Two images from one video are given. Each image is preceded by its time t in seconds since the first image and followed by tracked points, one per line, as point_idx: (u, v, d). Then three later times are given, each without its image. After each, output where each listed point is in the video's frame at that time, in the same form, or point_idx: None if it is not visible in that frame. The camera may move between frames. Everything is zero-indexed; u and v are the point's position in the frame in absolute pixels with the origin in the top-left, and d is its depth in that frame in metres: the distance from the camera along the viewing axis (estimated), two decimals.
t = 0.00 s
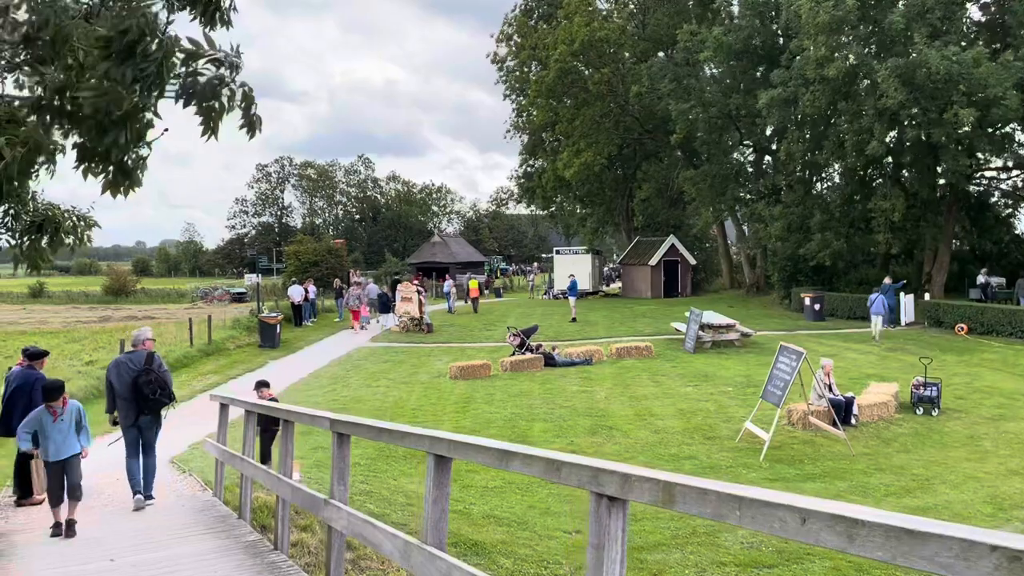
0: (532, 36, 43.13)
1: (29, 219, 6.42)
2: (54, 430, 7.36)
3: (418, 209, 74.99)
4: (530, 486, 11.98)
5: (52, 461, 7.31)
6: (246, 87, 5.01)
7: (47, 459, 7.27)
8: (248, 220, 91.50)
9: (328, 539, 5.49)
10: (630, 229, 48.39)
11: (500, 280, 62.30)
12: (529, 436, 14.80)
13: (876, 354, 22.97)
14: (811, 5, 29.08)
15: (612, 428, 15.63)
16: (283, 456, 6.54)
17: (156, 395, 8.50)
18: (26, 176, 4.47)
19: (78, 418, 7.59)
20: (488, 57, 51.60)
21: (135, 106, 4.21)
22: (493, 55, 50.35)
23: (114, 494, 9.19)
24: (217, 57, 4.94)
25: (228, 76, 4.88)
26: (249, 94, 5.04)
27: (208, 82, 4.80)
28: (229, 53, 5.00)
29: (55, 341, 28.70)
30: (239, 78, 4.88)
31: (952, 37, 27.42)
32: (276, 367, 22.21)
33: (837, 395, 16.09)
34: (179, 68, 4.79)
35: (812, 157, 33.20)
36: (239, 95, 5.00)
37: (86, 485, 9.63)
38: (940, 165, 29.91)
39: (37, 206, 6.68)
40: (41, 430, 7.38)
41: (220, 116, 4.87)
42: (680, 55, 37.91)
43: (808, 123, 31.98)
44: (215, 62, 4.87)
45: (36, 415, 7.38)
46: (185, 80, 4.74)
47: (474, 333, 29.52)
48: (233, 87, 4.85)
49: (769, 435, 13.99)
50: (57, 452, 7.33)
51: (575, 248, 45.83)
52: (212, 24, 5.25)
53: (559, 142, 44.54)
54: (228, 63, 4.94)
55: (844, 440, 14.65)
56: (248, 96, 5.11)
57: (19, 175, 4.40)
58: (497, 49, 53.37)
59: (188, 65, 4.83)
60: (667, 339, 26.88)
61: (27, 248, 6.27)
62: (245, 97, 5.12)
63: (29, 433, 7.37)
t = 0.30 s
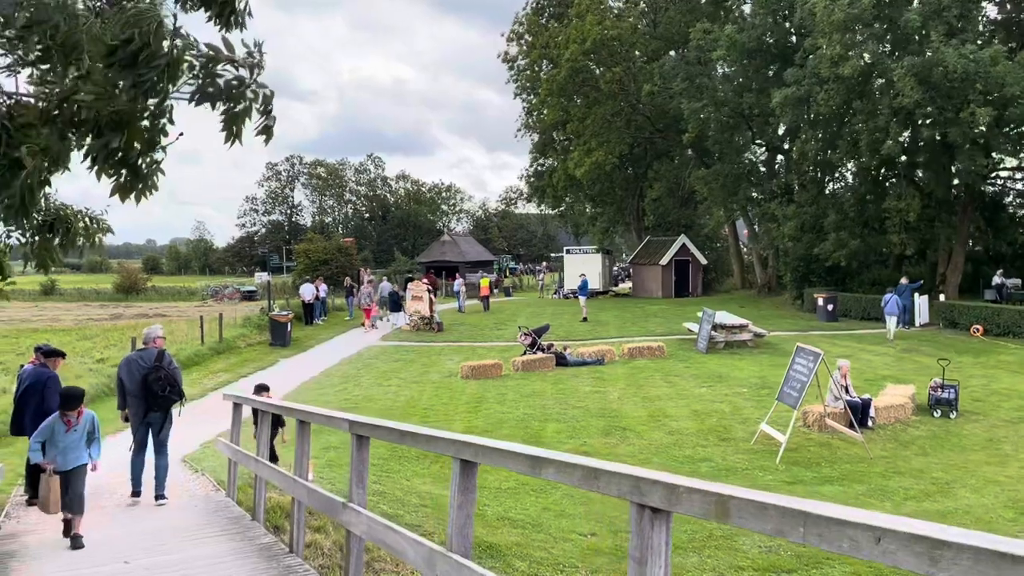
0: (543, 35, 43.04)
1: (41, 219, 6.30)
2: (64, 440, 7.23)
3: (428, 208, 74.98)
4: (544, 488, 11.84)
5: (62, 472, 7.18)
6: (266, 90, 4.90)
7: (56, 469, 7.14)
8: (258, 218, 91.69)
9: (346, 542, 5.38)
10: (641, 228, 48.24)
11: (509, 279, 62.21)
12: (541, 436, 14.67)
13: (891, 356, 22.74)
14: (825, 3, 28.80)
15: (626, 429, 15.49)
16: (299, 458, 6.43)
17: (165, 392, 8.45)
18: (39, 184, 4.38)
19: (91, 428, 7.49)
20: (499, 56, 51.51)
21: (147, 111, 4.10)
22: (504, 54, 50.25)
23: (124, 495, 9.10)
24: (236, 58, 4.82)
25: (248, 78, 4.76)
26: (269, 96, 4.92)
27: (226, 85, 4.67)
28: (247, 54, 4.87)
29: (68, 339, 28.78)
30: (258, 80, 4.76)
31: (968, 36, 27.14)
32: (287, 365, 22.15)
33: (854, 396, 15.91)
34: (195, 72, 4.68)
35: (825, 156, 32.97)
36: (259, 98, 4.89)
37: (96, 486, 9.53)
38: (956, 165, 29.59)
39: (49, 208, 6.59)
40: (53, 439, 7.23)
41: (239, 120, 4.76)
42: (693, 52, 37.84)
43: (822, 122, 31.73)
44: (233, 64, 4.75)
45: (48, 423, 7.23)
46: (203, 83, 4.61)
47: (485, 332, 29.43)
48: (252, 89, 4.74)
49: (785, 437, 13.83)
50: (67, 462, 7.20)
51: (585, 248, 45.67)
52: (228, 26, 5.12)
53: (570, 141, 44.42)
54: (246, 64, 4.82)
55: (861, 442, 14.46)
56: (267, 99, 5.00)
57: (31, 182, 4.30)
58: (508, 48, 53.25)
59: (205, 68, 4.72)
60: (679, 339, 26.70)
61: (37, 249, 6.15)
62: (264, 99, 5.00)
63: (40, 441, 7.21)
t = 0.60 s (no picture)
0: (551, 35, 42.92)
1: (45, 221, 6.15)
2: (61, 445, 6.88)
3: (434, 207, 74.90)
4: (554, 492, 11.68)
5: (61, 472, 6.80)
6: (280, 93, 4.79)
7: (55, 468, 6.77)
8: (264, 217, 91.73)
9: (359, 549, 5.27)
10: (648, 229, 48.08)
11: (515, 279, 62.04)
12: (550, 438, 14.51)
13: (902, 358, 22.51)
14: (836, 2, 28.60)
15: (636, 432, 15.34)
16: (310, 463, 6.30)
17: (162, 400, 8.57)
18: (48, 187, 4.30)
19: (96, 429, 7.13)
20: (506, 55, 51.41)
21: (162, 116, 4.01)
22: (511, 53, 50.18)
23: (130, 497, 9.03)
24: (251, 61, 4.71)
25: (263, 80, 4.64)
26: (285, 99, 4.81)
27: (241, 88, 4.54)
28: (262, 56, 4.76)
29: (74, 337, 28.73)
30: (274, 82, 4.65)
31: (980, 35, 26.93)
32: (294, 365, 22.06)
33: (867, 399, 15.73)
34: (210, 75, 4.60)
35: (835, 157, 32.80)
36: (273, 101, 4.77)
37: (102, 488, 9.41)
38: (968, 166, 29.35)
39: (54, 210, 6.49)
40: (53, 437, 6.90)
41: (252, 123, 4.63)
42: (702, 52, 37.68)
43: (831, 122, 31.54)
44: (248, 66, 4.65)
45: (49, 422, 6.91)
46: (216, 85, 4.48)
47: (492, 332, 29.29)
48: (267, 92, 4.63)
49: (798, 441, 13.66)
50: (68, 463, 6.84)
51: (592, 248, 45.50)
52: (240, 31, 5.02)
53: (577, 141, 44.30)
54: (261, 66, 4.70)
55: (875, 446, 14.28)
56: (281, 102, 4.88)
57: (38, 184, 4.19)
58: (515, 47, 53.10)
59: (219, 71, 4.62)
60: (688, 340, 26.51)
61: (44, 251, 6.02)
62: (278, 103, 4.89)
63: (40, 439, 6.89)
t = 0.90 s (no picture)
0: (555, 34, 42.80)
1: (44, 219, 6.00)
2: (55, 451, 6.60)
3: (436, 207, 74.76)
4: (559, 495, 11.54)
5: (54, 485, 6.55)
6: (286, 86, 4.66)
7: (47, 482, 6.51)
8: (267, 216, 91.67)
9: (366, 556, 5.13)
10: (651, 229, 48.00)
11: (518, 280, 61.91)
12: (555, 440, 14.37)
13: (909, 360, 22.35)
14: (842, 1, 28.47)
15: (641, 434, 15.19)
16: (315, 466, 6.14)
17: (161, 394, 8.43)
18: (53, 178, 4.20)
19: (85, 432, 6.82)
20: (509, 55, 51.30)
21: (169, 107, 3.89)
22: (515, 53, 50.03)
23: (130, 498, 8.89)
24: (256, 53, 4.57)
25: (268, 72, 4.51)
26: (291, 93, 4.69)
27: (246, 80, 4.41)
28: (267, 48, 4.61)
29: (76, 337, 28.61)
30: (279, 76, 4.54)
31: (988, 35, 26.72)
32: (297, 365, 21.93)
33: (876, 401, 15.57)
34: (215, 67, 4.47)
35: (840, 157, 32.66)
36: (278, 94, 4.65)
37: (102, 490, 9.29)
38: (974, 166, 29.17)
39: (54, 209, 6.38)
40: (42, 447, 6.59)
41: (257, 117, 4.50)
42: (707, 51, 37.64)
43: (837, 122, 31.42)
44: (254, 57, 4.52)
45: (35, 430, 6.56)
46: (222, 77, 4.35)
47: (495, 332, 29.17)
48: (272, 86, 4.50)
49: (806, 443, 13.50)
50: (59, 475, 6.58)
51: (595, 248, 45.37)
52: (245, 24, 4.90)
53: (581, 141, 44.15)
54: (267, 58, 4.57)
55: (883, 449, 14.14)
56: (287, 95, 4.74)
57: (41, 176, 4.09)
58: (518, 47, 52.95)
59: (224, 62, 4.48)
60: (692, 341, 26.35)
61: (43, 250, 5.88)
62: (285, 96, 4.75)
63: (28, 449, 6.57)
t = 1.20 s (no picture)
0: (557, 32, 42.68)
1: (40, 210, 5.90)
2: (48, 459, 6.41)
3: (437, 207, 74.59)
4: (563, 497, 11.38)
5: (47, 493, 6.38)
6: (286, 69, 4.54)
7: (41, 491, 6.33)
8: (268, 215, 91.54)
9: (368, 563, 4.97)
10: (653, 229, 47.92)
11: (519, 279, 61.72)
12: (558, 441, 14.24)
13: (914, 361, 22.19)
14: None
15: (645, 435, 15.04)
16: (316, 470, 5.99)
17: (163, 400, 8.34)
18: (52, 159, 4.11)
19: (78, 436, 6.65)
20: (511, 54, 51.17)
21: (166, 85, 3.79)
22: (517, 51, 49.90)
23: (127, 499, 8.75)
24: (255, 35, 4.45)
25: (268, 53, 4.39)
26: (290, 76, 4.57)
27: (245, 62, 4.30)
28: (268, 29, 4.50)
29: (76, 336, 28.46)
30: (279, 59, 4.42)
31: (993, 34, 26.54)
32: (298, 364, 21.81)
33: (882, 403, 15.43)
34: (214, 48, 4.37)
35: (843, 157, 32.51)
36: (277, 77, 4.53)
37: (99, 491, 9.16)
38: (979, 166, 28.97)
39: (49, 204, 6.23)
40: (34, 454, 6.39)
41: (256, 100, 4.37)
42: (711, 50, 37.51)
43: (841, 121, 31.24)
44: (253, 39, 4.41)
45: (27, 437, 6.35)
46: (220, 58, 4.23)
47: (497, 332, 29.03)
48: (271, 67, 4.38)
49: (812, 445, 13.36)
50: (53, 483, 6.40)
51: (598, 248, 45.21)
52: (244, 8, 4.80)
53: (583, 140, 44.03)
54: (267, 40, 4.45)
55: (890, 450, 13.98)
56: (287, 78, 4.61)
57: (38, 156, 3.99)
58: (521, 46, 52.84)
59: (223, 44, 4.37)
60: (695, 342, 26.20)
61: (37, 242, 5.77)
62: (284, 79, 4.63)
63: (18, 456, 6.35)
